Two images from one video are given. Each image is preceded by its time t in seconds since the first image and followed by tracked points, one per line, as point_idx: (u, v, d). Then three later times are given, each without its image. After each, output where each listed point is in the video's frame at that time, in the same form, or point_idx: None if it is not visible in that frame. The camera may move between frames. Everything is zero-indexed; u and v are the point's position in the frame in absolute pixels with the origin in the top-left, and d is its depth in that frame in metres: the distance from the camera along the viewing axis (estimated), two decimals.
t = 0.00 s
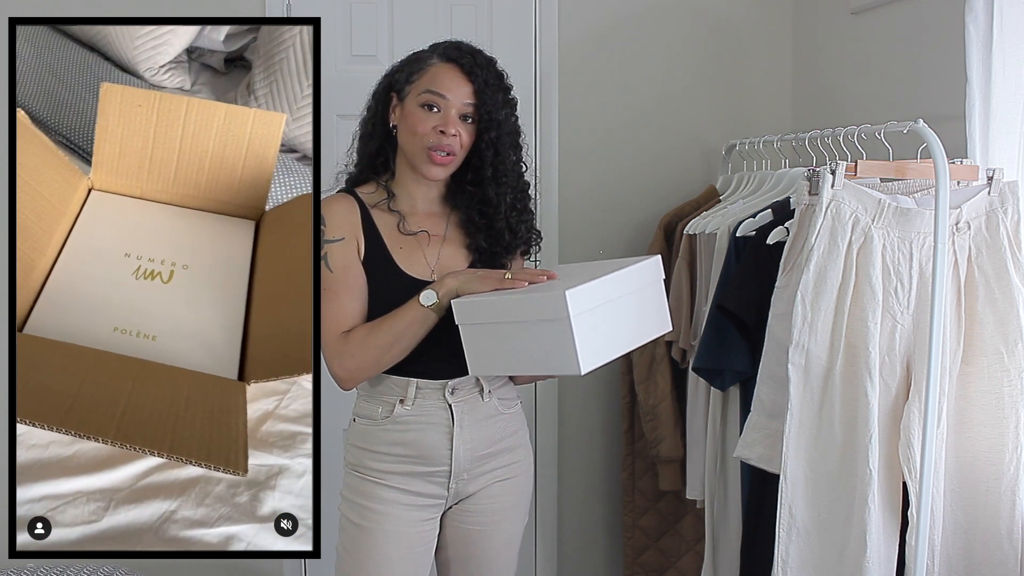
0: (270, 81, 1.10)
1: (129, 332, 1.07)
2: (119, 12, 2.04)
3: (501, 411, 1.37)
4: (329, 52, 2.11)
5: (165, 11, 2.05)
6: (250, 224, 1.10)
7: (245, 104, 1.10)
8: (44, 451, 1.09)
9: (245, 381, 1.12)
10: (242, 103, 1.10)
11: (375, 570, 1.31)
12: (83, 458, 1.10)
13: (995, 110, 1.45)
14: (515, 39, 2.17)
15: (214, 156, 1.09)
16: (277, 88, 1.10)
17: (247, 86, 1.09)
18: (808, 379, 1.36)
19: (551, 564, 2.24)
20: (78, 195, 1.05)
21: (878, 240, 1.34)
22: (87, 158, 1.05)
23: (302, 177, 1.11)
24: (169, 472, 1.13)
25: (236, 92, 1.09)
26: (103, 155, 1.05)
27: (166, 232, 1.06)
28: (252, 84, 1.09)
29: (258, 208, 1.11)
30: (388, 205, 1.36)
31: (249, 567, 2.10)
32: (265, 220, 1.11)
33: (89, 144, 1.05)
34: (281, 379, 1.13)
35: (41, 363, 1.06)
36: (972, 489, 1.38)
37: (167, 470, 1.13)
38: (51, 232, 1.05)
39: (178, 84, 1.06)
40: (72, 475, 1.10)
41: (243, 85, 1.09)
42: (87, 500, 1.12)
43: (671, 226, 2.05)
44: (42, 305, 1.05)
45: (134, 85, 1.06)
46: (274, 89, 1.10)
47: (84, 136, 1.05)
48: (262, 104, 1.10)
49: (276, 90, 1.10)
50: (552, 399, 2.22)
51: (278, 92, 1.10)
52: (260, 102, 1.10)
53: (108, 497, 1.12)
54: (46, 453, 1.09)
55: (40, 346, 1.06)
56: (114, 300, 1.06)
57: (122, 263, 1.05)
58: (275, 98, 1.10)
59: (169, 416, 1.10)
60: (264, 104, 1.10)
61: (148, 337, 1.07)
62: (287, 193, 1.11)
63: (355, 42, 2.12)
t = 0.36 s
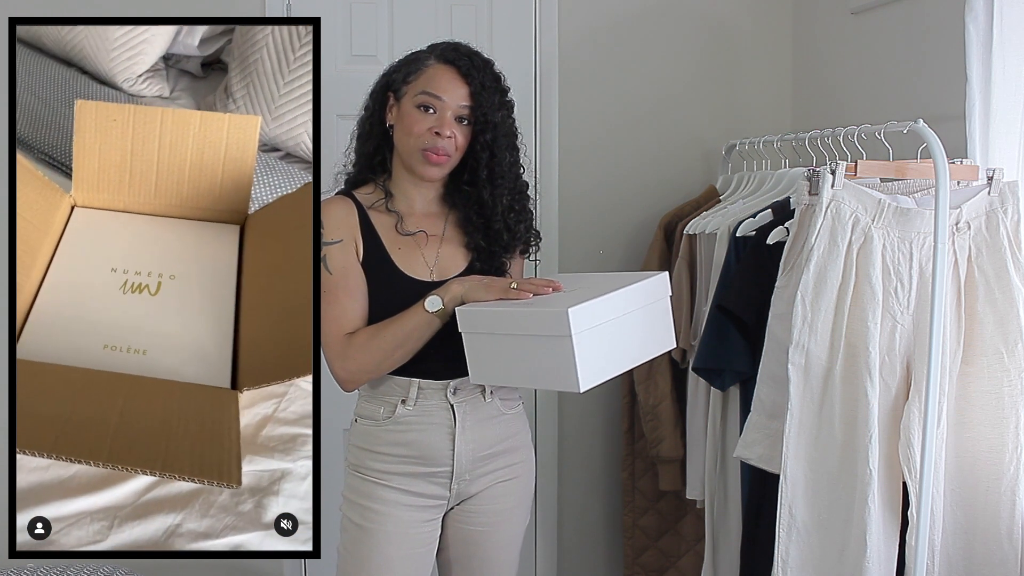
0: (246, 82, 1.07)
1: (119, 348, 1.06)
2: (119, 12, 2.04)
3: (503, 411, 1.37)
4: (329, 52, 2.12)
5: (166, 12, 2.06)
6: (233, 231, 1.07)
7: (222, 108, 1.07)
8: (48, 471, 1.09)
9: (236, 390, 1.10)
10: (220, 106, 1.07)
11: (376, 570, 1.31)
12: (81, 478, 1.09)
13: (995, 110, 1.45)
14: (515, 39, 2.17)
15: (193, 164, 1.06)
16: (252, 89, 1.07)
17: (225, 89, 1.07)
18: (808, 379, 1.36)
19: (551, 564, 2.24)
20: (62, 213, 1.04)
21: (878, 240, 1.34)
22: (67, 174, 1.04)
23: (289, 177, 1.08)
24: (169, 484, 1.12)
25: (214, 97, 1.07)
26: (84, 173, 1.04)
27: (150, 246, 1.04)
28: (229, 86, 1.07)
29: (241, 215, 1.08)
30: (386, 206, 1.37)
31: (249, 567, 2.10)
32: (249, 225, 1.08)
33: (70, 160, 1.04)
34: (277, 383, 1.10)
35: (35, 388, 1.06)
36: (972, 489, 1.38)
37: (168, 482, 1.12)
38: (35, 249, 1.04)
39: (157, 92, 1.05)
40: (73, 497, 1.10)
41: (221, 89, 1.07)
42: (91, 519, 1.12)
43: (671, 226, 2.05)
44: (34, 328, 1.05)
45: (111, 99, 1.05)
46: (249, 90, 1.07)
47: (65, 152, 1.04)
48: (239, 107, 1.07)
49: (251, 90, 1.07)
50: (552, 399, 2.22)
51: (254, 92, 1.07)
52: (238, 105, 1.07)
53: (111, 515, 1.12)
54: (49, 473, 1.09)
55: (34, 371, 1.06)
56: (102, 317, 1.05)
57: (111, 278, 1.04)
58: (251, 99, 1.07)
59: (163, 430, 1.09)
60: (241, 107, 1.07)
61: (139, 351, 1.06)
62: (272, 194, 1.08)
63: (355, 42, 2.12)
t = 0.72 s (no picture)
0: (238, 87, 1.08)
1: (133, 368, 1.05)
2: (119, 11, 2.04)
3: (499, 416, 1.37)
4: (329, 52, 2.11)
5: (166, 11, 2.06)
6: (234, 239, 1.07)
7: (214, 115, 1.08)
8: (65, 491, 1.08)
9: (256, 403, 1.10)
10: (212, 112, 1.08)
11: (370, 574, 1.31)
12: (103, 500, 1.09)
13: (995, 109, 1.45)
14: (514, 39, 2.17)
15: (194, 177, 1.07)
16: (246, 94, 1.07)
17: (216, 95, 1.08)
18: (808, 379, 1.36)
19: (551, 563, 2.24)
20: (65, 232, 1.04)
21: (878, 240, 1.34)
22: (67, 191, 1.04)
23: (285, 178, 1.07)
24: (191, 502, 1.11)
25: (205, 103, 1.08)
26: (84, 191, 1.04)
27: (158, 265, 1.04)
28: (220, 92, 1.08)
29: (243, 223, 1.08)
30: (377, 205, 1.38)
31: (249, 567, 2.10)
32: (253, 233, 1.07)
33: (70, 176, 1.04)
34: (293, 391, 1.09)
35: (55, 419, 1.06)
36: (972, 489, 1.39)
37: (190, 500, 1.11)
38: (38, 278, 1.04)
39: (149, 102, 1.06)
40: (98, 519, 1.09)
41: (211, 96, 1.08)
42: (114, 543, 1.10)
43: (671, 226, 2.05)
44: (44, 355, 1.05)
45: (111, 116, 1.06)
46: (243, 95, 1.08)
47: (64, 168, 1.04)
48: (232, 113, 1.08)
49: (243, 97, 1.08)
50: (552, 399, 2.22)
51: (248, 97, 1.08)
52: (231, 111, 1.09)
53: (135, 536, 1.11)
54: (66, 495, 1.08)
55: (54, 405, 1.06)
56: (114, 337, 1.04)
57: (121, 296, 1.04)
58: (245, 105, 1.08)
59: (181, 447, 1.09)
60: (235, 113, 1.08)
61: (152, 369, 1.06)
62: (273, 196, 1.07)
63: (355, 42, 2.12)
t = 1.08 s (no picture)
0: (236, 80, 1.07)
1: (158, 376, 1.05)
2: (119, 11, 2.04)
3: (500, 416, 1.37)
4: (329, 52, 2.12)
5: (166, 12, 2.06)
6: (247, 235, 1.07)
7: (216, 110, 1.08)
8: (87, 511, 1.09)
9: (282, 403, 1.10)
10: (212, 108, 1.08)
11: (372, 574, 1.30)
12: (130, 512, 1.10)
13: (995, 109, 1.45)
14: (515, 39, 2.17)
15: (204, 175, 1.06)
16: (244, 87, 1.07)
17: (217, 90, 1.08)
18: (808, 379, 1.36)
19: (551, 563, 2.24)
20: (75, 241, 1.05)
21: (878, 240, 1.34)
22: (76, 199, 1.05)
23: (294, 173, 1.07)
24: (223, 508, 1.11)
25: (206, 99, 1.08)
26: (93, 196, 1.05)
27: (172, 268, 1.04)
28: (220, 87, 1.08)
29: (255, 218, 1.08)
30: (375, 206, 1.38)
31: (249, 567, 2.10)
32: (267, 229, 1.08)
33: (72, 180, 1.04)
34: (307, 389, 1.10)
35: (75, 439, 1.06)
36: (972, 489, 1.38)
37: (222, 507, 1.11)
38: (48, 294, 1.04)
39: (145, 100, 1.06)
40: (125, 532, 1.10)
41: (212, 91, 1.08)
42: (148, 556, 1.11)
43: (671, 226, 2.05)
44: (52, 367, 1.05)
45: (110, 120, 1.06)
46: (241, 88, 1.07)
47: (65, 172, 1.04)
48: (233, 107, 1.08)
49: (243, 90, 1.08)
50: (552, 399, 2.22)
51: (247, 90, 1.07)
52: (232, 106, 1.08)
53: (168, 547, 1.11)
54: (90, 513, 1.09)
55: (72, 425, 1.06)
56: (134, 346, 1.04)
57: (139, 304, 1.04)
58: (245, 99, 1.08)
59: (208, 453, 1.09)
60: (235, 108, 1.08)
61: (177, 374, 1.06)
62: (283, 192, 1.08)
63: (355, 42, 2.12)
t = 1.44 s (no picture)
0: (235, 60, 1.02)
1: (183, 370, 1.02)
2: (119, 11, 2.04)
3: (499, 415, 1.37)
4: (329, 52, 2.11)
5: (166, 11, 2.06)
6: (266, 220, 1.03)
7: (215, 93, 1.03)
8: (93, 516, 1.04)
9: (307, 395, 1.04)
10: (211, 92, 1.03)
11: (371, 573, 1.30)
12: (156, 515, 1.05)
13: (994, 109, 1.45)
14: (515, 39, 2.17)
15: (216, 160, 1.03)
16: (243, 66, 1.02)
17: (214, 73, 1.03)
18: (808, 379, 1.36)
19: (551, 563, 2.24)
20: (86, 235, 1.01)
21: (878, 240, 1.34)
22: (83, 191, 1.00)
23: (302, 154, 1.02)
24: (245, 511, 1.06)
25: (204, 82, 1.03)
26: (103, 188, 1.01)
27: (194, 258, 1.01)
28: (219, 70, 1.03)
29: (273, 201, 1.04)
30: (375, 206, 1.38)
31: (248, 567, 2.10)
32: (282, 212, 1.04)
33: (73, 170, 1.00)
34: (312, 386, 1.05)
35: (105, 442, 1.02)
36: (972, 489, 1.39)
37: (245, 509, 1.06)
38: (63, 289, 1.00)
39: (142, 85, 1.02)
40: (150, 534, 1.05)
41: (210, 73, 1.03)
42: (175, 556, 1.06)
43: (671, 226, 2.05)
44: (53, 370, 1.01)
45: (110, 105, 1.03)
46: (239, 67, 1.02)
47: (66, 163, 1.00)
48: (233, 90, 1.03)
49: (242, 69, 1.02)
50: (552, 398, 2.22)
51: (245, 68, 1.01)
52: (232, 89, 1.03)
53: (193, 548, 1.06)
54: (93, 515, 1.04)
55: (102, 428, 1.02)
56: (154, 341, 1.01)
57: (156, 296, 1.00)
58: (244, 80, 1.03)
59: (236, 450, 1.04)
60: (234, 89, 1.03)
61: (201, 369, 1.02)
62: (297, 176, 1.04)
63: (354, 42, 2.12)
